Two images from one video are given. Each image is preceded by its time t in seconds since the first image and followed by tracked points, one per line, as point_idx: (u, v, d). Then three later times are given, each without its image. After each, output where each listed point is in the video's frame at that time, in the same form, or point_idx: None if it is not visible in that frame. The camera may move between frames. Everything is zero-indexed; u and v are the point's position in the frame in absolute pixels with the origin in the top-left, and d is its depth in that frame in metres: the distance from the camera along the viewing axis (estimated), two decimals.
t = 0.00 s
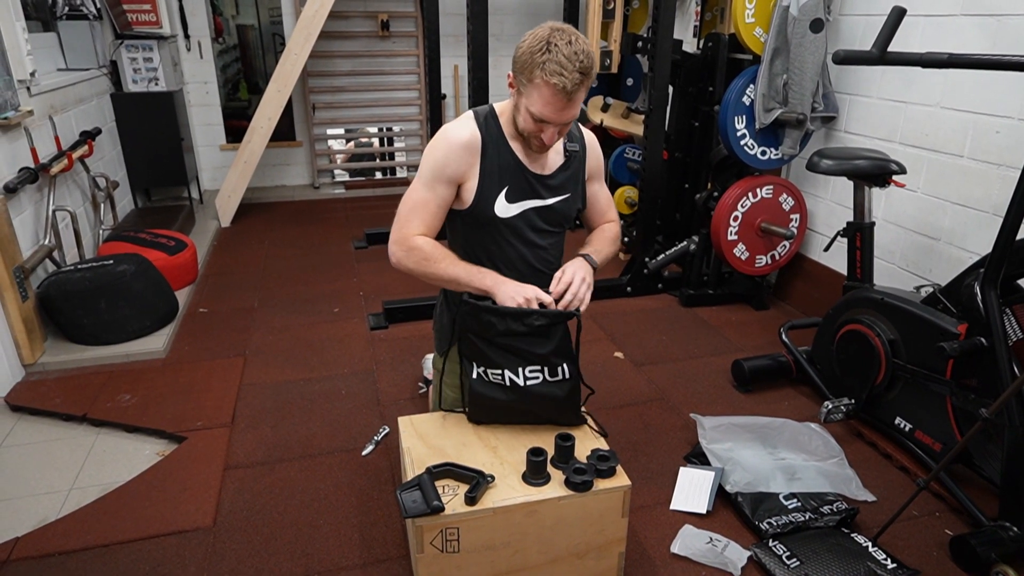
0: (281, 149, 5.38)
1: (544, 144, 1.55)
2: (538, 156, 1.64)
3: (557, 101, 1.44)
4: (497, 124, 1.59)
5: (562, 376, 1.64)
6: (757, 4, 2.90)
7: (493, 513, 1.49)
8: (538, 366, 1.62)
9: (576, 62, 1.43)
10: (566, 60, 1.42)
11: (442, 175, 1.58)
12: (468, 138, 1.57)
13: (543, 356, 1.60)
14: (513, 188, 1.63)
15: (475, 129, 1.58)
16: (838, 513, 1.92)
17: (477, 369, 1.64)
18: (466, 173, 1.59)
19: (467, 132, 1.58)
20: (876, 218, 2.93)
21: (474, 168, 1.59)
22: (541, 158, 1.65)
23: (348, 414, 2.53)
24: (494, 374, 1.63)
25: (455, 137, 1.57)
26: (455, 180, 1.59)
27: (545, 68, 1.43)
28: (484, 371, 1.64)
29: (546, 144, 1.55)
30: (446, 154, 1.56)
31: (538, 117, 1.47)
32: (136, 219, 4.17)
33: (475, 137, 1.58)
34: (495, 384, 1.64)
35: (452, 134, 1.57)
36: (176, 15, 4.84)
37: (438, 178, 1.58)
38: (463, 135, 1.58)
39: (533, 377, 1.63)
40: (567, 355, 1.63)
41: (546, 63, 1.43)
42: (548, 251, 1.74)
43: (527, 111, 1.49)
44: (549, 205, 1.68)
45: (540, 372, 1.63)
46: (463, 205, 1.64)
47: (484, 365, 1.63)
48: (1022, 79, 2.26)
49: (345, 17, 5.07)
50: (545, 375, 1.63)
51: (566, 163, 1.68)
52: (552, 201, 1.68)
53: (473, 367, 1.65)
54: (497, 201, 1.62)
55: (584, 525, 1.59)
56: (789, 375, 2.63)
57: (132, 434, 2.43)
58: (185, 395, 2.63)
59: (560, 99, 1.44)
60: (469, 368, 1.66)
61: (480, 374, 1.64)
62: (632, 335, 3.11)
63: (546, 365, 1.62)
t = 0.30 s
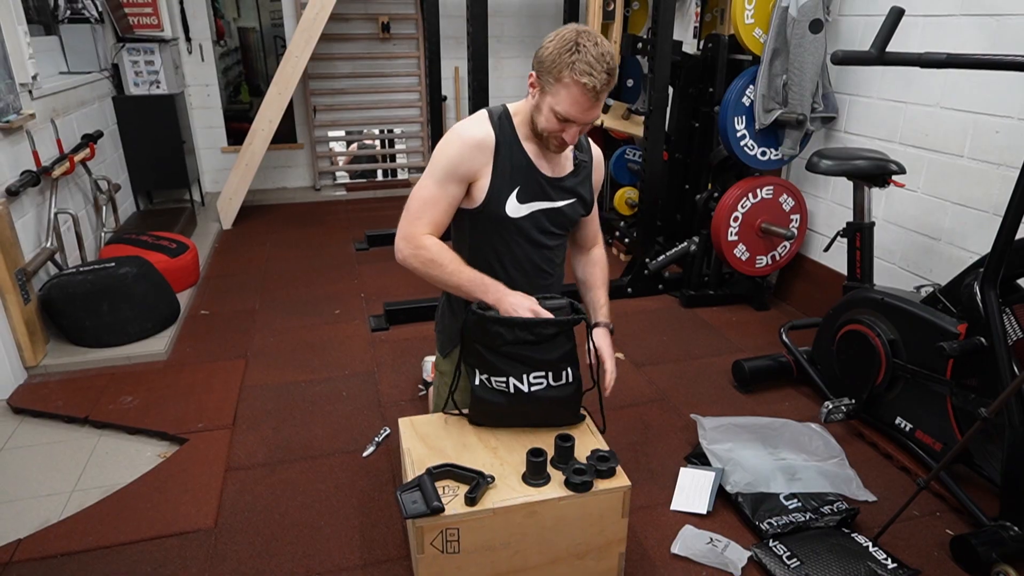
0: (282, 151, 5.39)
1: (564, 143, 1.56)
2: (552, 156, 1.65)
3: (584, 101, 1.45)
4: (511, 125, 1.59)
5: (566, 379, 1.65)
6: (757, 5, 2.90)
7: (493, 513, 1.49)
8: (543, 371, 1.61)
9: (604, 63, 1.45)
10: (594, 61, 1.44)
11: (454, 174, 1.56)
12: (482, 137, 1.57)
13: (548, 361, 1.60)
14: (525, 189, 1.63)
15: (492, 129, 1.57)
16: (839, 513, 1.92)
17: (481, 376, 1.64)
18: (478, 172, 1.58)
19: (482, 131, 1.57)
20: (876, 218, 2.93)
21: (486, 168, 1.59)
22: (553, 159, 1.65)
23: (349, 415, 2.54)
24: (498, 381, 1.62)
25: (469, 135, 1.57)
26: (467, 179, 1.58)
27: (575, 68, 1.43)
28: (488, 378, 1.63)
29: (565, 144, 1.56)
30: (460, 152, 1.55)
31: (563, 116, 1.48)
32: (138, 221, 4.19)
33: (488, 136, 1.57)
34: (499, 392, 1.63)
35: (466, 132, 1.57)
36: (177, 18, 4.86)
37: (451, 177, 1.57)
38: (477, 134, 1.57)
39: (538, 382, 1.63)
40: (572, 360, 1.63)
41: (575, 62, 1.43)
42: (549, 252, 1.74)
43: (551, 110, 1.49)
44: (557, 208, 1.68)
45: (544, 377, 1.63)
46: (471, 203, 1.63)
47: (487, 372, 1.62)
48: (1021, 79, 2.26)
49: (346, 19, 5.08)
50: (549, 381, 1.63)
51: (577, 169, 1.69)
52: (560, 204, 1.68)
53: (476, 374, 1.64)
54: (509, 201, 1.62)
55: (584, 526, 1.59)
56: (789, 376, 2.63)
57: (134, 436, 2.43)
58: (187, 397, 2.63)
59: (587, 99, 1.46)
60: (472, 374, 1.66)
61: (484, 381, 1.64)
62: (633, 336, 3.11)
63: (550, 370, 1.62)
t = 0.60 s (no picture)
0: (283, 154, 5.40)
1: (577, 144, 1.56)
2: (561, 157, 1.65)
3: (605, 103, 1.47)
4: (524, 125, 1.60)
5: (569, 386, 1.64)
6: (756, 5, 2.90)
7: (494, 514, 1.49)
8: (546, 377, 1.61)
9: (626, 68, 1.48)
10: (617, 65, 1.46)
11: (467, 170, 1.56)
12: (494, 133, 1.57)
13: (552, 367, 1.60)
14: (534, 187, 1.62)
15: (504, 125, 1.58)
16: (841, 512, 1.91)
17: (483, 379, 1.63)
18: (491, 167, 1.58)
19: (495, 128, 1.58)
20: (878, 216, 2.92)
21: (499, 163, 1.58)
22: (561, 160, 1.66)
23: (350, 417, 2.54)
24: (500, 386, 1.62)
25: (480, 132, 1.57)
26: (480, 175, 1.58)
27: (599, 69, 1.45)
28: (490, 381, 1.63)
29: (578, 145, 1.57)
30: (473, 147, 1.55)
31: (582, 117, 1.49)
32: (140, 224, 4.20)
33: (501, 132, 1.58)
34: (500, 394, 1.63)
35: (477, 129, 1.57)
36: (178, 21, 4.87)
37: (464, 175, 1.56)
38: (490, 130, 1.57)
39: (540, 388, 1.62)
40: (574, 365, 1.62)
41: (599, 64, 1.45)
42: (550, 253, 1.74)
43: (570, 109, 1.50)
44: (563, 210, 1.68)
45: (547, 383, 1.62)
46: (480, 201, 1.62)
47: (490, 375, 1.62)
48: (1022, 76, 2.26)
49: (346, 22, 5.09)
50: (552, 387, 1.63)
51: (581, 177, 1.69)
52: (564, 207, 1.68)
53: (478, 377, 1.64)
54: (517, 199, 1.62)
55: (584, 526, 1.59)
56: (791, 375, 2.62)
57: (137, 439, 2.44)
58: (189, 399, 2.64)
59: (607, 101, 1.48)
60: (473, 378, 1.65)
61: (486, 385, 1.63)
62: (635, 336, 3.10)
63: (554, 376, 1.61)
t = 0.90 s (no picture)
0: (284, 154, 5.40)
1: (581, 143, 1.56)
2: (561, 156, 1.65)
3: (610, 99, 1.47)
4: (523, 126, 1.59)
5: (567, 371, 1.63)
6: (757, 3, 2.89)
7: (495, 513, 1.49)
8: (543, 364, 1.60)
9: (629, 65, 1.48)
10: (621, 62, 1.47)
11: (466, 174, 1.56)
12: (494, 137, 1.57)
13: (551, 351, 1.59)
14: (532, 188, 1.62)
15: (504, 129, 1.57)
16: (843, 511, 1.91)
17: (481, 377, 1.61)
18: (489, 171, 1.58)
19: (494, 131, 1.57)
20: (879, 214, 2.92)
21: (497, 168, 1.58)
22: (561, 159, 1.65)
23: (351, 416, 2.54)
24: (499, 380, 1.60)
25: (479, 135, 1.57)
26: (479, 179, 1.58)
27: (603, 66, 1.45)
28: (489, 378, 1.61)
29: (582, 143, 1.56)
30: (471, 151, 1.55)
31: (587, 113, 1.48)
32: (142, 225, 4.20)
33: (500, 136, 1.57)
34: (500, 389, 1.62)
35: (477, 132, 1.57)
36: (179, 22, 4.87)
37: (463, 179, 1.56)
38: (489, 133, 1.57)
39: (539, 377, 1.61)
40: (570, 350, 1.61)
41: (603, 61, 1.45)
42: (550, 252, 1.74)
43: (575, 107, 1.49)
44: (563, 211, 1.68)
45: (545, 370, 1.61)
46: (480, 204, 1.62)
47: (488, 372, 1.59)
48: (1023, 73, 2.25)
49: (347, 22, 5.09)
50: (550, 374, 1.61)
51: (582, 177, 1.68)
52: (564, 207, 1.67)
53: (476, 376, 1.61)
54: (516, 201, 1.61)
55: (585, 525, 1.59)
56: (793, 374, 2.62)
57: (139, 439, 2.45)
58: (190, 399, 2.64)
59: (612, 98, 1.47)
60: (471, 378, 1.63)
61: (485, 382, 1.61)
62: (636, 335, 3.10)
63: (550, 362, 1.60)
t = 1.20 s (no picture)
0: (286, 153, 5.40)
1: (578, 144, 1.55)
2: (560, 156, 1.63)
3: (608, 102, 1.46)
4: (518, 127, 1.58)
5: (572, 329, 1.53)
6: (760, 1, 2.88)
7: (497, 512, 1.49)
8: (545, 329, 1.51)
9: (630, 68, 1.47)
10: (622, 64, 1.46)
11: (451, 172, 1.60)
12: (483, 142, 1.58)
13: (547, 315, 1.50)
14: (528, 188, 1.61)
15: (495, 134, 1.58)
16: (846, 510, 1.90)
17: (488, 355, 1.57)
18: (474, 176, 1.61)
19: (485, 134, 1.58)
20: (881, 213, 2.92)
21: (484, 173, 1.61)
22: (560, 160, 1.64)
23: (353, 415, 2.54)
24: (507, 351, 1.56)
25: (469, 137, 1.58)
26: (462, 180, 1.62)
27: (603, 68, 1.45)
28: (496, 352, 1.56)
29: (579, 144, 1.56)
30: (459, 152, 1.58)
31: (585, 115, 1.48)
32: (144, 224, 4.20)
33: (489, 141, 1.58)
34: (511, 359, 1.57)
35: (469, 134, 1.59)
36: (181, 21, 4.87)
37: (448, 175, 1.61)
38: (479, 137, 1.58)
39: (546, 341, 1.53)
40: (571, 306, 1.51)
41: (603, 63, 1.45)
42: (553, 251, 1.74)
43: (572, 108, 1.49)
44: (562, 210, 1.67)
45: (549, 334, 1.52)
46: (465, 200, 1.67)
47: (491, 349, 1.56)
48: None
49: (349, 21, 5.09)
50: (556, 335, 1.52)
51: (584, 172, 1.67)
52: (563, 206, 1.67)
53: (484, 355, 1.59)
54: (509, 200, 1.61)
55: (589, 524, 1.58)
56: (796, 373, 2.62)
57: (142, 437, 2.45)
58: (193, 398, 2.64)
59: (610, 101, 1.47)
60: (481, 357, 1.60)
61: (495, 358, 1.57)
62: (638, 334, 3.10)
63: (552, 325, 1.51)
